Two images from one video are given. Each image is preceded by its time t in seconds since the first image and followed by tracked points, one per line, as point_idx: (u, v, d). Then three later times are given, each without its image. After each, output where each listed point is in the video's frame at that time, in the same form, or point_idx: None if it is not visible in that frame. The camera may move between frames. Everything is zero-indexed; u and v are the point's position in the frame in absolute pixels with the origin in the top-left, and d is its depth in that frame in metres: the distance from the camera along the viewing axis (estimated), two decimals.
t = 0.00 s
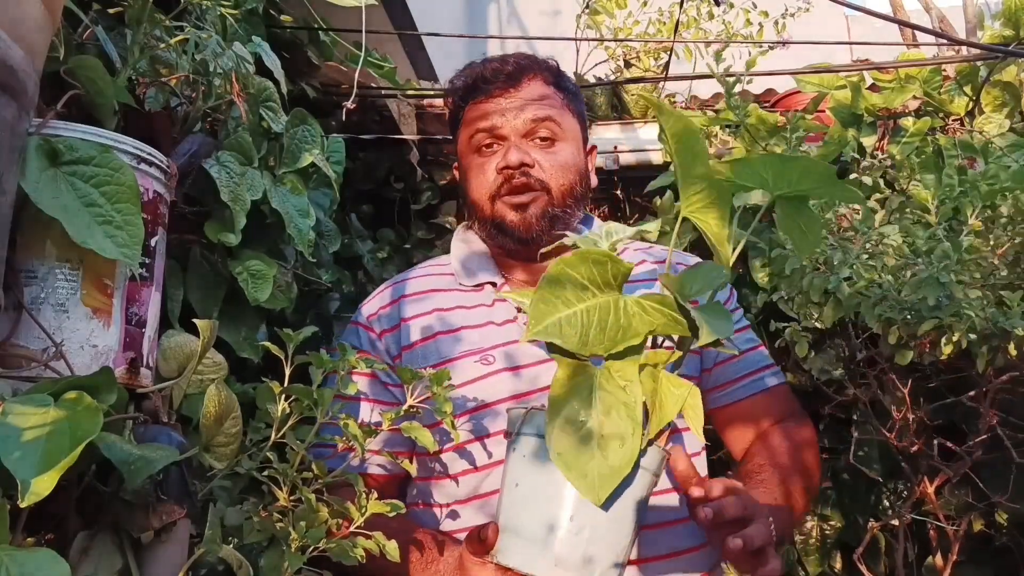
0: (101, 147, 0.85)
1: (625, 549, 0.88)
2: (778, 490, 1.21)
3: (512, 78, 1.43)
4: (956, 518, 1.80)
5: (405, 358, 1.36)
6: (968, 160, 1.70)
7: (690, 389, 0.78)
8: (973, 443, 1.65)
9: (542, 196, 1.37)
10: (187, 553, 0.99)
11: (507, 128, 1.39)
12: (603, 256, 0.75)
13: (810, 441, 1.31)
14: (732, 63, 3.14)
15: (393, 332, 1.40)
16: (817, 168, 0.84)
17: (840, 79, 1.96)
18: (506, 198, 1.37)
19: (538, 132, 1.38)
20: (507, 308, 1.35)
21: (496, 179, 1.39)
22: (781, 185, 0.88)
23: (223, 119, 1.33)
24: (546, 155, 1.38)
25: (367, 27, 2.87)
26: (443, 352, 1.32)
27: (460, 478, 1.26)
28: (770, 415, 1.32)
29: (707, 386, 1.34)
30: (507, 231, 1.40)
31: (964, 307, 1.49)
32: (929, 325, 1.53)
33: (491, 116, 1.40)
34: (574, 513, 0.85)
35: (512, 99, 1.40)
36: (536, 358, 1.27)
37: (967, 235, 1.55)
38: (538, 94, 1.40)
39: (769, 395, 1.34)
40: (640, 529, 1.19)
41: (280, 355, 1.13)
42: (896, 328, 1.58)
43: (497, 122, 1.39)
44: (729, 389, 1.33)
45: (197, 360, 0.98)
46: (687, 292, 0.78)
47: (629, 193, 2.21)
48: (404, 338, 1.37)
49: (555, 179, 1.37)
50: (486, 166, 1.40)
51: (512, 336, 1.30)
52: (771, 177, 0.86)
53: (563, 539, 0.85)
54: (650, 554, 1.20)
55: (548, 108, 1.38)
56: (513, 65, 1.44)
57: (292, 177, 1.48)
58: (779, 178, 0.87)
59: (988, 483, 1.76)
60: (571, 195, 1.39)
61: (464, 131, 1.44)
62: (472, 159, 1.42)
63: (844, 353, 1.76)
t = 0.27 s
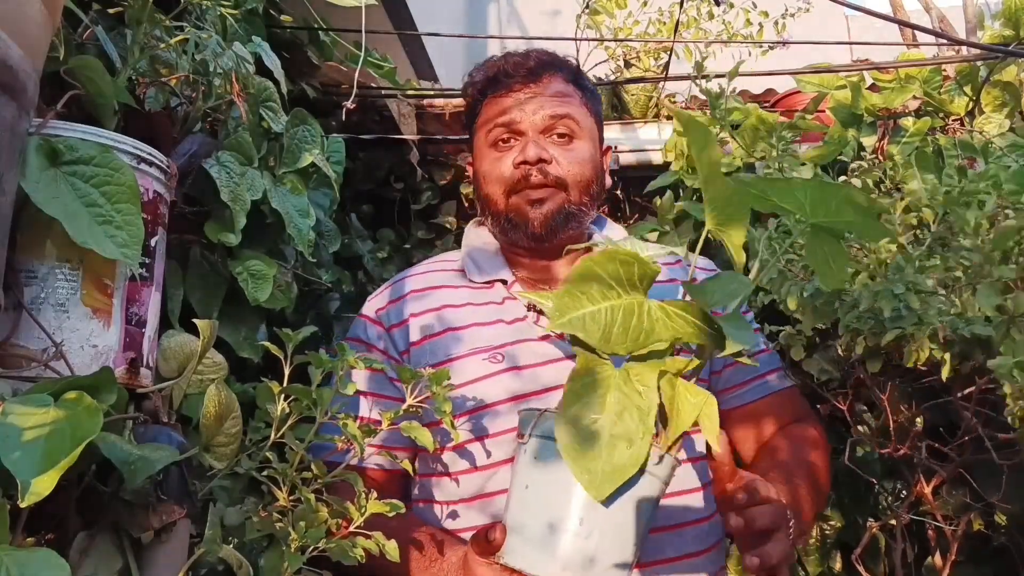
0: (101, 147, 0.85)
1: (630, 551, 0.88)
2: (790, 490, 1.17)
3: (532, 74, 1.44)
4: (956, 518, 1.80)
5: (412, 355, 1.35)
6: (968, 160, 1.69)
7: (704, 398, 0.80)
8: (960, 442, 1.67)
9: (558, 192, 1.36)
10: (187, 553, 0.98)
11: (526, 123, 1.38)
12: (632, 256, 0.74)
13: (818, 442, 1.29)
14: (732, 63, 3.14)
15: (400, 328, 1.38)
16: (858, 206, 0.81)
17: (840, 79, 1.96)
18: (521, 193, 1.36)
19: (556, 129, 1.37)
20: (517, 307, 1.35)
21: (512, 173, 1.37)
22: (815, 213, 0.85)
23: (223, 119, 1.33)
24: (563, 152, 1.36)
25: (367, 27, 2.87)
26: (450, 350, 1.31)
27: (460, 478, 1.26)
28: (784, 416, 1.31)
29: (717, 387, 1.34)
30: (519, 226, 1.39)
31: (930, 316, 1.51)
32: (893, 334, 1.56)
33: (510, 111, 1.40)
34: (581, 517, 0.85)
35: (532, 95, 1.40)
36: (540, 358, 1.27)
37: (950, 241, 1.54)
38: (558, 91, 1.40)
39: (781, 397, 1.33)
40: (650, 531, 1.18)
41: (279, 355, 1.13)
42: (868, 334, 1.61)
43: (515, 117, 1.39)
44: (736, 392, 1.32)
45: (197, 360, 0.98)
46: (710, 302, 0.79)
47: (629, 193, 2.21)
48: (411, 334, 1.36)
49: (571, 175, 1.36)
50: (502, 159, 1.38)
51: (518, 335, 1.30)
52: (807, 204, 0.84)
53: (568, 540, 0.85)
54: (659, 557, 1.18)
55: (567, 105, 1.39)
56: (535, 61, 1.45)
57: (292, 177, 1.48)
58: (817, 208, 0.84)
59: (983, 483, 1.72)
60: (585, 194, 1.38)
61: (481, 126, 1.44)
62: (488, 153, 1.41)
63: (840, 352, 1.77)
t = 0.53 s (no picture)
0: (101, 147, 0.86)
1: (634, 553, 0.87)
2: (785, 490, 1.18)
3: (540, 70, 1.44)
4: (956, 518, 1.80)
5: (417, 356, 1.35)
6: (968, 160, 1.68)
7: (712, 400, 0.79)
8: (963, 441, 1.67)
9: (565, 189, 1.36)
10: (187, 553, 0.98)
11: (533, 120, 1.38)
12: (640, 262, 0.75)
13: (816, 439, 1.29)
14: (732, 63, 3.14)
15: (405, 328, 1.38)
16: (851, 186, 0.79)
17: (840, 79, 1.96)
18: (527, 190, 1.36)
19: (563, 127, 1.38)
20: (524, 307, 1.34)
21: (519, 171, 1.37)
22: (823, 203, 0.84)
23: (224, 119, 1.33)
24: (571, 150, 1.37)
25: (367, 27, 2.87)
26: (453, 351, 1.31)
27: (461, 479, 1.26)
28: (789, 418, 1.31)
29: (725, 387, 1.32)
30: (525, 224, 1.39)
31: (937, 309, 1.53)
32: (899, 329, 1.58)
33: (517, 108, 1.40)
34: (586, 518, 0.85)
35: (540, 93, 1.41)
36: (543, 359, 1.27)
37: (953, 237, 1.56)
38: (565, 89, 1.41)
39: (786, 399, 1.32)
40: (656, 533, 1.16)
41: (279, 355, 1.13)
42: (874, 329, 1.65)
43: (522, 114, 1.39)
44: (740, 394, 1.31)
45: (197, 360, 0.98)
46: (718, 301, 0.79)
47: (629, 194, 2.20)
48: (414, 335, 1.36)
49: (578, 172, 1.36)
50: (509, 158, 1.39)
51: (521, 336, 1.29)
52: (810, 195, 0.82)
53: (571, 542, 0.85)
54: (665, 560, 1.17)
55: (575, 103, 1.39)
56: (543, 59, 1.45)
57: (292, 177, 1.48)
58: (820, 196, 0.82)
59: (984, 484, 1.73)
60: (593, 192, 1.38)
61: (488, 123, 1.44)
62: (494, 150, 1.41)
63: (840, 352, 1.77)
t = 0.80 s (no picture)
0: (101, 147, 0.85)
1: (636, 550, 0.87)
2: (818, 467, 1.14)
3: (546, 67, 1.44)
4: (958, 518, 1.80)
5: (423, 357, 1.35)
6: (968, 160, 1.68)
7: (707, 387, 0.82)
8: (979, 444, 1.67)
9: (572, 187, 1.36)
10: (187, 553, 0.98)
11: (540, 118, 1.38)
12: (621, 248, 0.77)
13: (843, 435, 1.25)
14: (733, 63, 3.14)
15: (415, 328, 1.38)
16: (845, 173, 0.83)
17: (840, 79, 1.96)
18: (534, 188, 1.37)
19: (570, 124, 1.37)
20: (531, 307, 1.33)
21: (525, 169, 1.37)
22: (810, 190, 0.87)
23: (224, 119, 1.33)
24: (577, 147, 1.36)
25: (367, 27, 2.87)
26: (457, 352, 1.31)
27: (464, 479, 1.26)
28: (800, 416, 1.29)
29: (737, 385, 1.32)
30: (532, 222, 1.39)
31: (975, 309, 1.48)
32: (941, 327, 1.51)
33: (524, 105, 1.40)
34: (585, 513, 0.85)
35: (547, 89, 1.40)
36: (546, 358, 1.26)
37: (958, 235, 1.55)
38: (572, 86, 1.40)
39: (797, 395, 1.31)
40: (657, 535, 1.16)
41: (280, 356, 1.13)
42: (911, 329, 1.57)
43: (528, 111, 1.39)
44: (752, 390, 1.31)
45: (197, 360, 0.98)
46: (707, 286, 0.79)
47: (629, 194, 2.20)
48: (418, 339, 1.37)
49: (584, 170, 1.36)
50: (516, 155, 1.39)
51: (526, 336, 1.28)
52: (800, 182, 0.85)
53: (571, 540, 0.85)
54: (676, 560, 1.16)
55: (582, 100, 1.38)
56: (550, 56, 1.45)
57: (292, 177, 1.48)
58: (810, 183, 0.85)
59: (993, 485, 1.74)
60: (599, 190, 1.38)
61: (495, 120, 1.44)
62: (501, 148, 1.41)
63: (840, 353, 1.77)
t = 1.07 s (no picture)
0: (101, 147, 0.86)
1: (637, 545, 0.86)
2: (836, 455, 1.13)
3: (555, 66, 1.44)
4: (958, 518, 1.80)
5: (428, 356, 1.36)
6: (968, 160, 1.69)
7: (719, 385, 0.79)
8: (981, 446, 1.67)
9: (580, 183, 1.36)
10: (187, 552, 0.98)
11: (548, 114, 1.38)
12: (634, 241, 0.74)
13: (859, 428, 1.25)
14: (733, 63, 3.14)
15: (421, 324, 1.38)
16: (859, 173, 0.78)
17: (840, 79, 1.96)
18: (543, 185, 1.37)
19: (579, 120, 1.37)
20: (537, 304, 1.33)
21: (535, 165, 1.37)
22: (830, 187, 0.81)
23: (224, 119, 1.33)
24: (586, 143, 1.36)
25: (367, 27, 2.87)
26: (460, 350, 1.31)
27: (464, 478, 1.26)
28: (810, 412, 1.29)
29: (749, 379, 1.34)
30: (541, 217, 1.38)
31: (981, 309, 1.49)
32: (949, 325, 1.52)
33: (533, 102, 1.40)
34: (589, 504, 0.84)
35: (555, 87, 1.41)
36: (550, 356, 1.25)
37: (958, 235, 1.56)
38: (581, 83, 1.40)
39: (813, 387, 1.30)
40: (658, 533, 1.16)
41: (279, 355, 1.13)
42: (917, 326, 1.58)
43: (538, 107, 1.39)
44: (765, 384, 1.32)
45: (197, 359, 0.98)
46: (721, 284, 0.77)
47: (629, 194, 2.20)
48: (421, 339, 1.38)
49: (593, 165, 1.35)
50: (525, 152, 1.39)
51: (530, 333, 1.28)
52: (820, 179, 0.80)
53: (574, 533, 0.84)
54: (679, 558, 1.17)
55: (591, 97, 1.38)
56: (558, 55, 1.46)
57: (292, 177, 1.48)
58: (829, 179, 0.80)
59: (995, 486, 1.74)
60: (608, 186, 1.37)
61: (504, 117, 1.44)
62: (510, 145, 1.41)
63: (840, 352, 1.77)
